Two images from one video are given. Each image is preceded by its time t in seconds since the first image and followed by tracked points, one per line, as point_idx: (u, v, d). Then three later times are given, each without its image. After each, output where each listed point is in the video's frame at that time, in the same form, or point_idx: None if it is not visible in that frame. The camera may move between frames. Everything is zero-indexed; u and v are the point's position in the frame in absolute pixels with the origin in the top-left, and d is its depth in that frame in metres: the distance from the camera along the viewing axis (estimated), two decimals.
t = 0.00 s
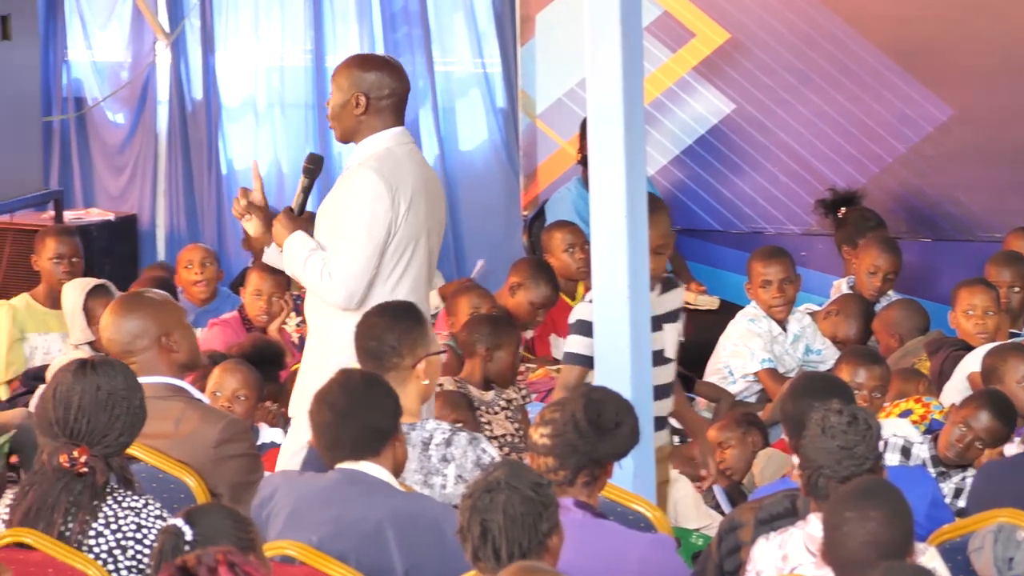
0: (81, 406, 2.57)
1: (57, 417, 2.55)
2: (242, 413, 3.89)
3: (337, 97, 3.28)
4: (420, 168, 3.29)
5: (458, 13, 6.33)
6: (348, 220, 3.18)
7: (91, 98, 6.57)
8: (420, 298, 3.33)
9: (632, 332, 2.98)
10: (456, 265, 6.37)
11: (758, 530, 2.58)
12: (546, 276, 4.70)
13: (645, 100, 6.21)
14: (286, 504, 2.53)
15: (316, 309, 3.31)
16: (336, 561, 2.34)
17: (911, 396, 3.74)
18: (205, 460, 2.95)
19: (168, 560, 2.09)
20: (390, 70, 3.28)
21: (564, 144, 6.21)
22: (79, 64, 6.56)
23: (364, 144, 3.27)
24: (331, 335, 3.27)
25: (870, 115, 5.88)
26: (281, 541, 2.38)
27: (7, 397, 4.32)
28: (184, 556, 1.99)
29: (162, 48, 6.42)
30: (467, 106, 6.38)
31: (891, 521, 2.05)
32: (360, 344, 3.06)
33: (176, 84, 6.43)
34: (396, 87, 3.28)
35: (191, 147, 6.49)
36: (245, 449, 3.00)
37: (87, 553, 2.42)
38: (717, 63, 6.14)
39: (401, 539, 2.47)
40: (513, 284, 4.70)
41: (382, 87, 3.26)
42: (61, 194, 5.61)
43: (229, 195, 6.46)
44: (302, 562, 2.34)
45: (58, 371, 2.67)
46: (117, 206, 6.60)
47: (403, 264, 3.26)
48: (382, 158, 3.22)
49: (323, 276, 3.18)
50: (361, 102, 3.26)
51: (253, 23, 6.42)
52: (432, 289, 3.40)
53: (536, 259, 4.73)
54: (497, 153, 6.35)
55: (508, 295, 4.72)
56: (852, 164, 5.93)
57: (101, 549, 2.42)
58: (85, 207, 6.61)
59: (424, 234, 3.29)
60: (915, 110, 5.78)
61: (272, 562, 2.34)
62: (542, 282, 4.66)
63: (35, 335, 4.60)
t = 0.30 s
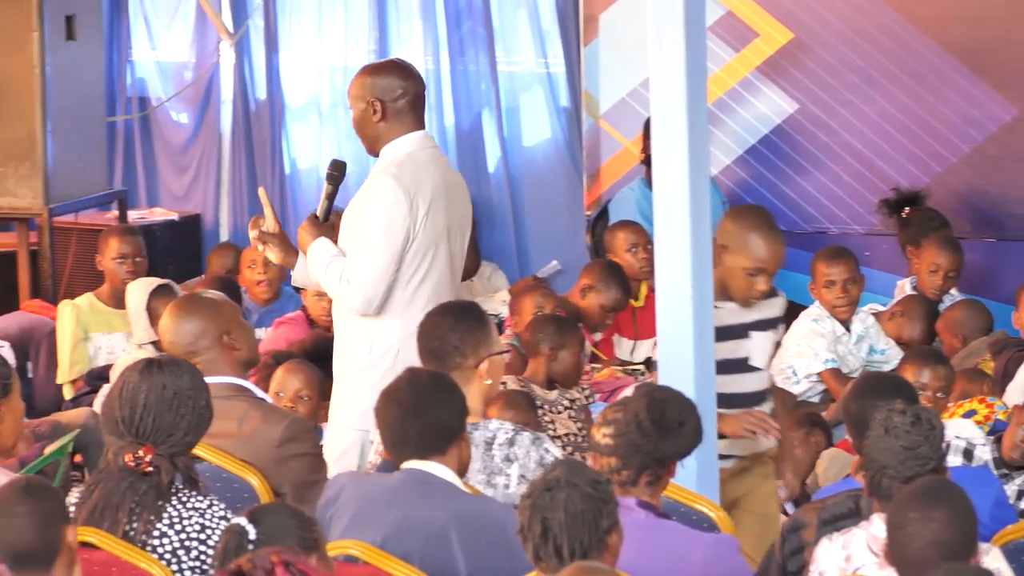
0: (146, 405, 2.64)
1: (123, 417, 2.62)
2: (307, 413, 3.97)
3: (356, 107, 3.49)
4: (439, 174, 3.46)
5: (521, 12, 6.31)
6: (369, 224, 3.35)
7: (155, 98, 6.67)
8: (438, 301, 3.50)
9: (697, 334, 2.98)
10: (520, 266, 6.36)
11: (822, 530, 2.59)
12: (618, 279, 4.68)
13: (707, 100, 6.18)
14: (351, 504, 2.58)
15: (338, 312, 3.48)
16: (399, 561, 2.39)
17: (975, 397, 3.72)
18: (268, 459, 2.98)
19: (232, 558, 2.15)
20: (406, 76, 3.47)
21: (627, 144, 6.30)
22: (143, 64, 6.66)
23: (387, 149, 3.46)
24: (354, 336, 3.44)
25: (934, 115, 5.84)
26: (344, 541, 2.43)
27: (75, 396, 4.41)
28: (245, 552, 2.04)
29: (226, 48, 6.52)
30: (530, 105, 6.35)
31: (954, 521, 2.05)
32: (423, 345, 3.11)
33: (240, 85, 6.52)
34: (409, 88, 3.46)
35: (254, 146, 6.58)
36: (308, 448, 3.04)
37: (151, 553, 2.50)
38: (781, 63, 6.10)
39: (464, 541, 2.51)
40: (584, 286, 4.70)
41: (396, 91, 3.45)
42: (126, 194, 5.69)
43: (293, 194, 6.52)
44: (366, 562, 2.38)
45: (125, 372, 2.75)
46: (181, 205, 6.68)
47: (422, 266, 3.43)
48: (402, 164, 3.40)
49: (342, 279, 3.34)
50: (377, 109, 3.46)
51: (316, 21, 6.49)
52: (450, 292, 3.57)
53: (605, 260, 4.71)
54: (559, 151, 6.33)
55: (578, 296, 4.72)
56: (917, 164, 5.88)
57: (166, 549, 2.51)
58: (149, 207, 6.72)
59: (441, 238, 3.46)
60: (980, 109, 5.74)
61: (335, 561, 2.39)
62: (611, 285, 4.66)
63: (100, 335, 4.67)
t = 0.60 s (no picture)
0: (178, 402, 2.69)
1: (156, 414, 2.67)
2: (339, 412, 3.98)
3: (327, 112, 3.52)
4: (414, 175, 3.49)
5: (555, 11, 6.28)
6: (345, 228, 3.40)
7: (188, 98, 6.78)
8: (417, 303, 3.53)
9: (728, 334, 3.00)
10: (552, 264, 6.35)
11: (854, 530, 2.59)
12: (658, 283, 4.66)
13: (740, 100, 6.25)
14: (384, 505, 2.60)
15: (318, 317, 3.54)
16: (431, 561, 2.42)
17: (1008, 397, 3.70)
18: (300, 458, 2.91)
19: (264, 553, 2.19)
20: (371, 81, 3.48)
21: (660, 144, 6.25)
22: (176, 64, 6.77)
23: (361, 152, 3.49)
24: (332, 340, 3.50)
25: (967, 114, 5.81)
26: (376, 540, 2.46)
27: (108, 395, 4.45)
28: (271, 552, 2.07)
29: (259, 47, 6.59)
30: (563, 103, 6.34)
31: (986, 521, 2.06)
32: (454, 343, 3.14)
33: (273, 84, 6.56)
34: (379, 94, 3.47)
35: (288, 147, 6.60)
36: (339, 447, 2.95)
37: (184, 553, 2.55)
38: (815, 63, 6.12)
39: (496, 541, 2.55)
40: (625, 289, 4.69)
41: (364, 98, 3.46)
42: (159, 194, 5.74)
43: (327, 195, 6.57)
44: (397, 561, 2.41)
45: (155, 370, 2.80)
46: (212, 204, 6.75)
47: (400, 270, 3.46)
48: (377, 167, 3.43)
49: (318, 285, 3.39)
50: (347, 116, 3.48)
51: (350, 20, 6.53)
52: (430, 294, 3.60)
53: (648, 265, 4.70)
54: (591, 149, 6.33)
55: (620, 298, 4.71)
56: (949, 163, 5.86)
57: (199, 549, 2.56)
58: (182, 206, 6.80)
59: (419, 241, 3.49)
60: (1014, 107, 5.69)
61: (368, 560, 2.42)
62: (651, 288, 4.64)
63: (132, 334, 4.71)
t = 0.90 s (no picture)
0: (207, 400, 2.72)
1: (185, 413, 2.70)
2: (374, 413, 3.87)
3: (315, 110, 3.57)
4: (402, 171, 3.54)
5: (587, 11, 6.36)
6: (334, 225, 3.44)
7: (221, 98, 6.77)
8: (409, 299, 3.57)
9: (761, 335, 2.99)
10: (584, 263, 6.39)
11: (887, 531, 2.59)
12: (687, 282, 4.68)
13: (774, 100, 6.22)
14: (418, 504, 2.62)
15: (312, 315, 3.57)
16: (463, 561, 2.41)
17: None
18: (333, 459, 2.92)
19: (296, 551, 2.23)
20: (358, 74, 3.54)
21: (693, 144, 6.26)
22: (210, 64, 6.76)
23: (349, 149, 3.55)
24: (326, 337, 3.53)
25: (1002, 116, 5.76)
26: (409, 541, 2.45)
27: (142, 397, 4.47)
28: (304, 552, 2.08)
29: (292, 49, 6.49)
30: (596, 103, 6.40)
31: (1019, 516, 2.04)
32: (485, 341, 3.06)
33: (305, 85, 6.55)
34: (366, 89, 3.54)
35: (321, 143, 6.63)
36: (372, 447, 2.96)
37: (219, 553, 2.56)
38: (847, 63, 6.10)
39: (529, 541, 2.55)
40: (653, 290, 4.71)
41: (350, 93, 3.52)
42: (191, 195, 5.76)
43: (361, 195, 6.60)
44: (428, 561, 2.41)
45: (184, 371, 2.83)
46: (248, 206, 6.75)
47: (391, 265, 3.51)
48: (365, 164, 3.48)
49: (309, 282, 3.43)
50: (335, 111, 3.54)
51: (383, 18, 6.52)
52: (423, 288, 3.65)
53: (675, 264, 4.72)
54: (625, 151, 6.38)
55: (649, 298, 4.72)
56: (983, 163, 5.82)
57: (233, 549, 2.57)
58: (216, 207, 6.79)
59: (409, 236, 3.54)
60: None
61: (400, 561, 2.42)
62: (680, 288, 4.66)
63: (165, 335, 4.70)
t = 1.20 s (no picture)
0: (246, 399, 2.71)
1: (225, 412, 2.70)
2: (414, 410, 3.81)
3: (331, 109, 3.55)
4: (416, 170, 3.53)
5: (629, 11, 6.30)
6: (350, 225, 3.45)
7: (263, 98, 6.78)
8: (427, 297, 3.58)
9: (803, 337, 2.99)
10: (626, 264, 6.35)
11: (928, 531, 2.58)
12: (728, 282, 4.69)
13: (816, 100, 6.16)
14: (457, 505, 2.62)
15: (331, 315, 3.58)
16: (505, 561, 2.41)
17: None
18: (375, 458, 2.92)
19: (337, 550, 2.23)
20: (374, 72, 3.51)
21: (735, 144, 6.21)
22: (251, 65, 6.78)
23: (365, 149, 3.54)
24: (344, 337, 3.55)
25: None
26: (450, 541, 2.47)
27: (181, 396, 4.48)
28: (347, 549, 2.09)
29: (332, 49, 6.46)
30: (638, 103, 6.36)
31: None
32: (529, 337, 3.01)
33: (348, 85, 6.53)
34: (383, 88, 3.52)
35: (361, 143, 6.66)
36: (414, 447, 2.96)
37: (260, 552, 2.56)
38: (890, 63, 6.07)
39: (568, 541, 2.55)
40: (693, 290, 4.71)
41: (367, 91, 3.50)
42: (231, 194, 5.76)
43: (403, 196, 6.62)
44: (470, 561, 2.42)
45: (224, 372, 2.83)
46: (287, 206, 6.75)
47: (407, 264, 3.51)
48: (380, 164, 3.47)
49: (326, 283, 3.44)
50: (352, 110, 3.52)
51: (425, 18, 6.53)
52: (440, 286, 3.65)
53: (715, 263, 4.72)
54: (666, 151, 6.32)
55: (688, 298, 4.72)
56: None
57: (274, 549, 2.56)
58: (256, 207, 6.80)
59: (425, 235, 3.53)
60: None
61: (442, 560, 2.43)
62: (721, 288, 4.66)
63: (208, 335, 4.69)
